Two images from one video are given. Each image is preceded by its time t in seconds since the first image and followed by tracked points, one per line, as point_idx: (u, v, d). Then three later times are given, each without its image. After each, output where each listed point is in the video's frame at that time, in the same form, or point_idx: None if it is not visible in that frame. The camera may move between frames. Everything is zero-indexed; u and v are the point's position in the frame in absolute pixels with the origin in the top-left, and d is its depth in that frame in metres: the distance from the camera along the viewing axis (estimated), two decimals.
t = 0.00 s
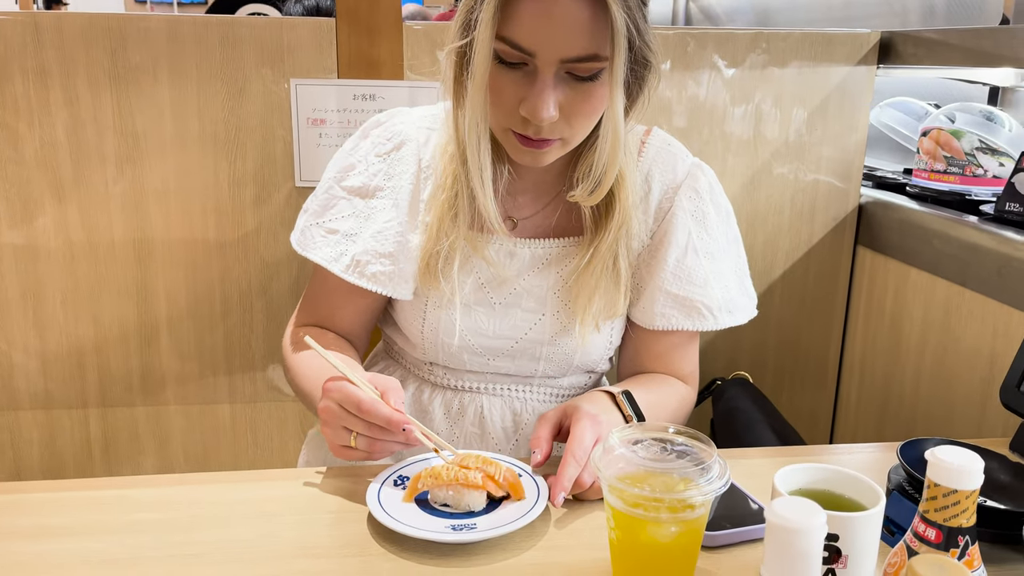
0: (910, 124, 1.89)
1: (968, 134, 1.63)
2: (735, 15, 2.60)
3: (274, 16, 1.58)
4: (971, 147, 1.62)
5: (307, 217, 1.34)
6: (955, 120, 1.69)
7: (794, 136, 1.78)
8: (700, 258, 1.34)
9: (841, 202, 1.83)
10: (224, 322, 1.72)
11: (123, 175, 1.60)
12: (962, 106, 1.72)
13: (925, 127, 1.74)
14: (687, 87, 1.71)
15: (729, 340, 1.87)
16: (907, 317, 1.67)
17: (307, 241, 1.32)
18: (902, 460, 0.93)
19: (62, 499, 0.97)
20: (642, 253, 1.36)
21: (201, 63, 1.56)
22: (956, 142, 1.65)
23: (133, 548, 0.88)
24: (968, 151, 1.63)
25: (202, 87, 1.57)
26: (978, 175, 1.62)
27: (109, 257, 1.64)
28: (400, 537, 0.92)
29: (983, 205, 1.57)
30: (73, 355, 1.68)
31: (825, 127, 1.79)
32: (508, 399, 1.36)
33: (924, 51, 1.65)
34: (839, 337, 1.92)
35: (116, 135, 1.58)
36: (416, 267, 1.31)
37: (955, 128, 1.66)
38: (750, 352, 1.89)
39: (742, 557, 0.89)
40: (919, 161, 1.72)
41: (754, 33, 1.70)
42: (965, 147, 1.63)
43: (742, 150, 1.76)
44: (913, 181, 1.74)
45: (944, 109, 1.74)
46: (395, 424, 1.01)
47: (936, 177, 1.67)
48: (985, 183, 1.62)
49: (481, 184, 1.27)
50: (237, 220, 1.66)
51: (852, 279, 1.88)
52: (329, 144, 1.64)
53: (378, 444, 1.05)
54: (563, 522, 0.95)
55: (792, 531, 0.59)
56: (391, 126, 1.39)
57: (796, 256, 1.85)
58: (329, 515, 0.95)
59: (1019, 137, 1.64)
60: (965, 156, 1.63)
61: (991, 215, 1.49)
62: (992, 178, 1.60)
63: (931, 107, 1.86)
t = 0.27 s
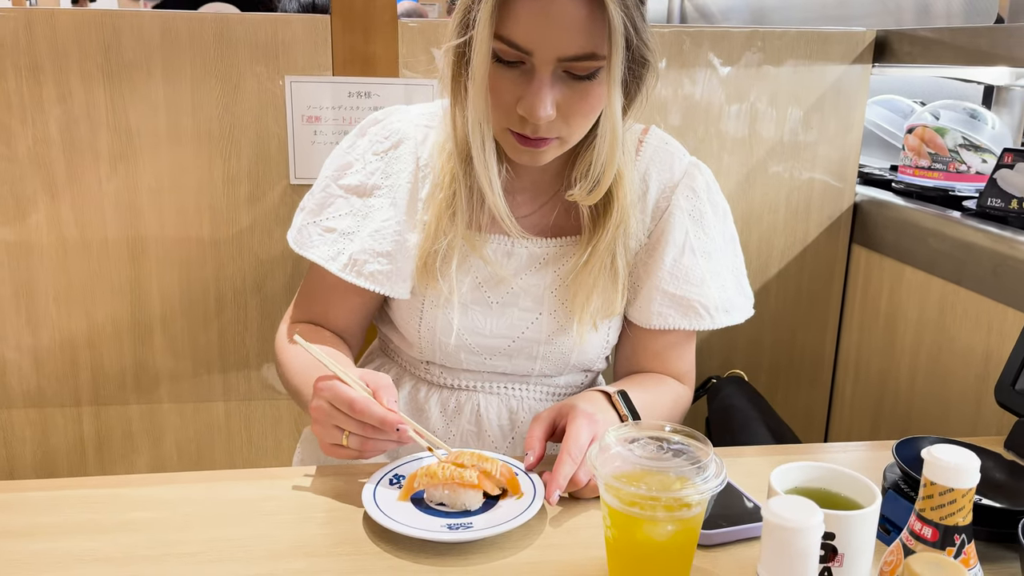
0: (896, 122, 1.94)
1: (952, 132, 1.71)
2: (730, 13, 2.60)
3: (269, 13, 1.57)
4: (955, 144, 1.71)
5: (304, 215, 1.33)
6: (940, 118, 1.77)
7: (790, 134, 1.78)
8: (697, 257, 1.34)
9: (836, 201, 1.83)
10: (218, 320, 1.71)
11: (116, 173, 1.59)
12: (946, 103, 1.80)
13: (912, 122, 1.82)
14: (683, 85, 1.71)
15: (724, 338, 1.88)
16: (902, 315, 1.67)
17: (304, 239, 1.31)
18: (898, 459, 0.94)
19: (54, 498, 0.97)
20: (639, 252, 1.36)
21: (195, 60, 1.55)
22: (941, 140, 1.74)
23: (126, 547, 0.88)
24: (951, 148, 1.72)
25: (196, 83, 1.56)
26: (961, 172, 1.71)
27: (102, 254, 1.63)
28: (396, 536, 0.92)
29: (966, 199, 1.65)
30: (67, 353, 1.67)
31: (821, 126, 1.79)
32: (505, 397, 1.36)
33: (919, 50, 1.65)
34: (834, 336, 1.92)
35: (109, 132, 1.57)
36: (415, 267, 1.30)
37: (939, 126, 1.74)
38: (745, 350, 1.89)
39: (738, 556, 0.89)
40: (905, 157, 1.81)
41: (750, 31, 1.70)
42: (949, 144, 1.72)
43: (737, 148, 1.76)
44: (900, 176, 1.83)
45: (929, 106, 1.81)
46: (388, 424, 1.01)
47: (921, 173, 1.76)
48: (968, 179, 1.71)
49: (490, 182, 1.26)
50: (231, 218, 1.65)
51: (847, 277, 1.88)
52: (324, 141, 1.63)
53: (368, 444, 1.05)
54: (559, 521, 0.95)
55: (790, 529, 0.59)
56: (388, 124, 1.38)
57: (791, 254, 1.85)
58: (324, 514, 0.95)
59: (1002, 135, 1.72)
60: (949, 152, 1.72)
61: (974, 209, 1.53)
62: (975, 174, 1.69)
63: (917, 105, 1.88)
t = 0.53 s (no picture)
0: (882, 119, 1.98)
1: (934, 129, 1.71)
2: (725, 11, 2.60)
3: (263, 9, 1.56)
4: (938, 140, 1.70)
5: (297, 213, 1.34)
6: (923, 114, 1.76)
7: (784, 132, 1.78)
8: (690, 254, 1.34)
9: (830, 199, 1.83)
10: (211, 317, 1.70)
11: (109, 169, 1.58)
12: (929, 100, 1.79)
13: (896, 118, 1.81)
14: (677, 83, 1.71)
15: (718, 335, 1.88)
16: (895, 313, 1.68)
17: (298, 237, 1.31)
18: (892, 455, 0.94)
19: (47, 495, 0.96)
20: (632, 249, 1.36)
21: (189, 56, 1.54)
22: (924, 135, 1.73)
23: (119, 544, 0.88)
24: (934, 144, 1.71)
25: (190, 80, 1.56)
26: (945, 167, 1.70)
27: (95, 251, 1.62)
28: (390, 533, 0.91)
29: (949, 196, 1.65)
30: (59, 351, 1.67)
31: (815, 124, 1.79)
32: (499, 394, 1.36)
33: (913, 48, 1.66)
34: (828, 334, 1.93)
35: (102, 129, 1.56)
36: (409, 264, 1.30)
37: (922, 122, 1.73)
38: (739, 348, 1.90)
39: (732, 552, 0.89)
40: (889, 153, 1.80)
41: (744, 29, 1.70)
42: (932, 141, 1.72)
43: (732, 146, 1.77)
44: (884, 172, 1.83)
45: (911, 103, 1.80)
46: (363, 410, 1.01)
47: (905, 169, 1.75)
48: (951, 175, 1.70)
49: (475, 175, 1.27)
50: (225, 215, 1.65)
51: (841, 275, 1.89)
52: (318, 138, 1.63)
53: (342, 427, 1.05)
54: (554, 518, 0.94)
55: (784, 524, 0.59)
56: (382, 121, 1.39)
57: (785, 252, 1.85)
58: (318, 510, 0.95)
59: (984, 131, 1.73)
60: (932, 149, 1.72)
61: (956, 205, 1.56)
62: (958, 170, 1.69)
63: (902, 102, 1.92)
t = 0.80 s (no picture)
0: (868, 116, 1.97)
1: (918, 125, 1.75)
2: (719, 10, 2.60)
3: (256, 5, 1.56)
4: (922, 136, 1.74)
5: (289, 210, 1.33)
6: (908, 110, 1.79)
7: (778, 129, 1.78)
8: (682, 251, 1.34)
9: (824, 196, 1.83)
10: (204, 314, 1.70)
11: (101, 166, 1.57)
12: (913, 97, 1.82)
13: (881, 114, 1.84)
14: (672, 79, 1.71)
15: (712, 332, 1.88)
16: (889, 310, 1.68)
17: (290, 234, 1.30)
18: (885, 451, 0.94)
19: (37, 493, 0.95)
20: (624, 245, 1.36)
21: (181, 52, 1.54)
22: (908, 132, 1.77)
23: (110, 542, 0.87)
24: (918, 140, 1.75)
25: (182, 76, 1.55)
26: (928, 163, 1.74)
27: (87, 248, 1.61)
28: (383, 530, 0.91)
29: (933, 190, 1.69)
30: (51, 348, 1.66)
31: (809, 121, 1.79)
32: (493, 390, 1.35)
33: (907, 45, 1.66)
34: (821, 331, 1.93)
35: (94, 125, 1.55)
36: (403, 260, 1.30)
37: (907, 119, 1.77)
38: (734, 346, 1.90)
39: (726, 549, 0.89)
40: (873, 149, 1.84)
41: (739, 26, 1.70)
42: (916, 137, 1.75)
43: (726, 144, 1.77)
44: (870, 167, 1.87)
45: (896, 100, 1.83)
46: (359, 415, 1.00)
47: (890, 164, 1.80)
48: (935, 170, 1.74)
49: (469, 173, 1.26)
50: (217, 212, 1.64)
51: (834, 272, 1.89)
52: (311, 135, 1.62)
53: (341, 428, 1.04)
54: (548, 515, 0.94)
55: (778, 520, 0.58)
56: (375, 117, 1.38)
57: (779, 249, 1.85)
58: (311, 508, 0.94)
59: (967, 127, 1.75)
60: (916, 145, 1.76)
61: (938, 200, 1.62)
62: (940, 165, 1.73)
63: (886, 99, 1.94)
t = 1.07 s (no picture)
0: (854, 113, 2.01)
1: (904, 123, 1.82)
2: (714, 8, 2.60)
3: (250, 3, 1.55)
4: (906, 134, 1.82)
5: (283, 211, 1.32)
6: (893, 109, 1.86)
7: (773, 129, 1.78)
8: (669, 250, 1.31)
9: (819, 195, 1.83)
10: (197, 314, 1.69)
11: (93, 165, 1.56)
12: (898, 95, 1.89)
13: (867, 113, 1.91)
14: (667, 79, 1.70)
15: (707, 332, 1.88)
16: (884, 309, 1.68)
17: (283, 235, 1.30)
18: (882, 452, 0.93)
19: (28, 495, 0.94)
20: (612, 245, 1.34)
21: (174, 51, 1.53)
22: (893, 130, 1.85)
23: (102, 545, 0.86)
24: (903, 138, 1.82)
25: (175, 74, 1.54)
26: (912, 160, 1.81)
27: (79, 247, 1.60)
28: (378, 532, 0.90)
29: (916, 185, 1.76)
30: (43, 348, 1.64)
31: (804, 121, 1.79)
32: (488, 389, 1.35)
33: (902, 45, 1.66)
34: (816, 330, 1.93)
35: (86, 123, 1.54)
36: (395, 262, 1.28)
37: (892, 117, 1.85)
38: (729, 346, 1.90)
39: (722, 551, 0.88)
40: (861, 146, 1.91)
41: (734, 25, 1.69)
42: (901, 135, 1.83)
43: (721, 143, 1.76)
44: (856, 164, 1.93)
45: (882, 98, 1.91)
46: (362, 418, 0.99)
47: (877, 162, 1.88)
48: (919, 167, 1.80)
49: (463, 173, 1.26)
50: (211, 211, 1.63)
51: (829, 271, 1.89)
52: (305, 134, 1.61)
53: (338, 433, 1.03)
54: (543, 517, 0.94)
55: (776, 523, 0.58)
56: (367, 117, 1.38)
57: (775, 249, 1.85)
58: (305, 510, 0.93)
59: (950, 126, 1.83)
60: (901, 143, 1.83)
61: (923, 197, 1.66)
62: (925, 162, 1.81)
63: (874, 98, 1.95)
